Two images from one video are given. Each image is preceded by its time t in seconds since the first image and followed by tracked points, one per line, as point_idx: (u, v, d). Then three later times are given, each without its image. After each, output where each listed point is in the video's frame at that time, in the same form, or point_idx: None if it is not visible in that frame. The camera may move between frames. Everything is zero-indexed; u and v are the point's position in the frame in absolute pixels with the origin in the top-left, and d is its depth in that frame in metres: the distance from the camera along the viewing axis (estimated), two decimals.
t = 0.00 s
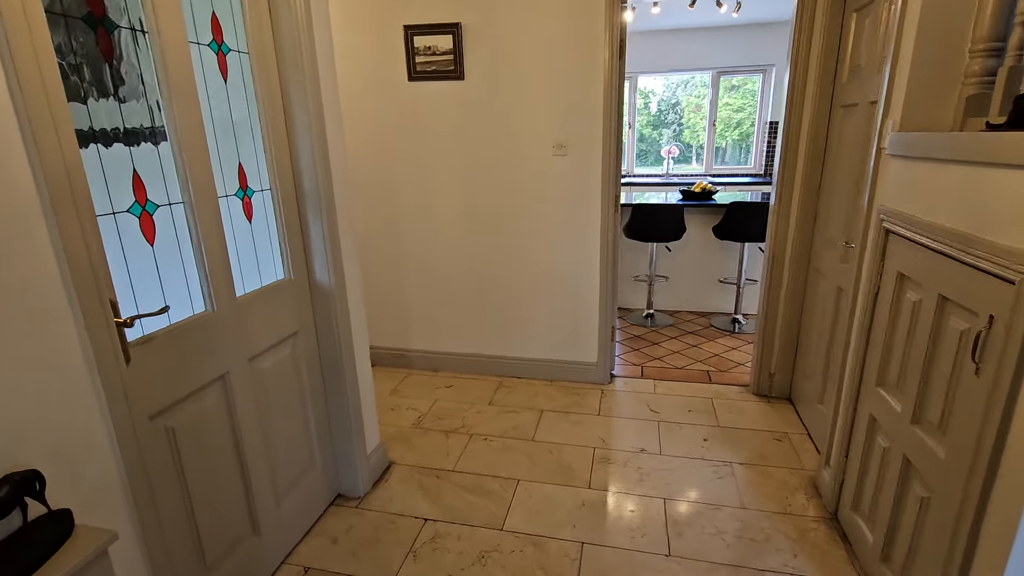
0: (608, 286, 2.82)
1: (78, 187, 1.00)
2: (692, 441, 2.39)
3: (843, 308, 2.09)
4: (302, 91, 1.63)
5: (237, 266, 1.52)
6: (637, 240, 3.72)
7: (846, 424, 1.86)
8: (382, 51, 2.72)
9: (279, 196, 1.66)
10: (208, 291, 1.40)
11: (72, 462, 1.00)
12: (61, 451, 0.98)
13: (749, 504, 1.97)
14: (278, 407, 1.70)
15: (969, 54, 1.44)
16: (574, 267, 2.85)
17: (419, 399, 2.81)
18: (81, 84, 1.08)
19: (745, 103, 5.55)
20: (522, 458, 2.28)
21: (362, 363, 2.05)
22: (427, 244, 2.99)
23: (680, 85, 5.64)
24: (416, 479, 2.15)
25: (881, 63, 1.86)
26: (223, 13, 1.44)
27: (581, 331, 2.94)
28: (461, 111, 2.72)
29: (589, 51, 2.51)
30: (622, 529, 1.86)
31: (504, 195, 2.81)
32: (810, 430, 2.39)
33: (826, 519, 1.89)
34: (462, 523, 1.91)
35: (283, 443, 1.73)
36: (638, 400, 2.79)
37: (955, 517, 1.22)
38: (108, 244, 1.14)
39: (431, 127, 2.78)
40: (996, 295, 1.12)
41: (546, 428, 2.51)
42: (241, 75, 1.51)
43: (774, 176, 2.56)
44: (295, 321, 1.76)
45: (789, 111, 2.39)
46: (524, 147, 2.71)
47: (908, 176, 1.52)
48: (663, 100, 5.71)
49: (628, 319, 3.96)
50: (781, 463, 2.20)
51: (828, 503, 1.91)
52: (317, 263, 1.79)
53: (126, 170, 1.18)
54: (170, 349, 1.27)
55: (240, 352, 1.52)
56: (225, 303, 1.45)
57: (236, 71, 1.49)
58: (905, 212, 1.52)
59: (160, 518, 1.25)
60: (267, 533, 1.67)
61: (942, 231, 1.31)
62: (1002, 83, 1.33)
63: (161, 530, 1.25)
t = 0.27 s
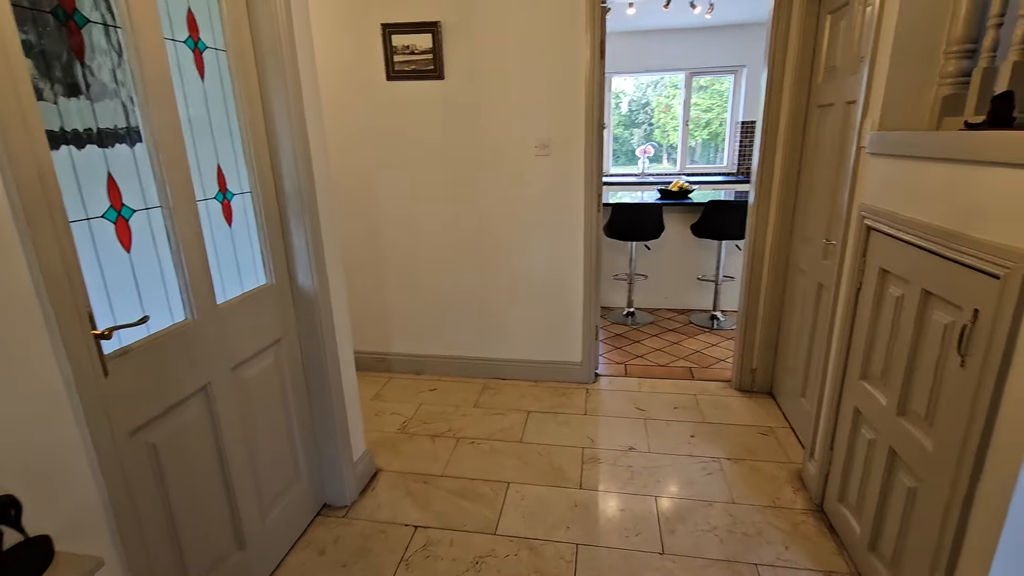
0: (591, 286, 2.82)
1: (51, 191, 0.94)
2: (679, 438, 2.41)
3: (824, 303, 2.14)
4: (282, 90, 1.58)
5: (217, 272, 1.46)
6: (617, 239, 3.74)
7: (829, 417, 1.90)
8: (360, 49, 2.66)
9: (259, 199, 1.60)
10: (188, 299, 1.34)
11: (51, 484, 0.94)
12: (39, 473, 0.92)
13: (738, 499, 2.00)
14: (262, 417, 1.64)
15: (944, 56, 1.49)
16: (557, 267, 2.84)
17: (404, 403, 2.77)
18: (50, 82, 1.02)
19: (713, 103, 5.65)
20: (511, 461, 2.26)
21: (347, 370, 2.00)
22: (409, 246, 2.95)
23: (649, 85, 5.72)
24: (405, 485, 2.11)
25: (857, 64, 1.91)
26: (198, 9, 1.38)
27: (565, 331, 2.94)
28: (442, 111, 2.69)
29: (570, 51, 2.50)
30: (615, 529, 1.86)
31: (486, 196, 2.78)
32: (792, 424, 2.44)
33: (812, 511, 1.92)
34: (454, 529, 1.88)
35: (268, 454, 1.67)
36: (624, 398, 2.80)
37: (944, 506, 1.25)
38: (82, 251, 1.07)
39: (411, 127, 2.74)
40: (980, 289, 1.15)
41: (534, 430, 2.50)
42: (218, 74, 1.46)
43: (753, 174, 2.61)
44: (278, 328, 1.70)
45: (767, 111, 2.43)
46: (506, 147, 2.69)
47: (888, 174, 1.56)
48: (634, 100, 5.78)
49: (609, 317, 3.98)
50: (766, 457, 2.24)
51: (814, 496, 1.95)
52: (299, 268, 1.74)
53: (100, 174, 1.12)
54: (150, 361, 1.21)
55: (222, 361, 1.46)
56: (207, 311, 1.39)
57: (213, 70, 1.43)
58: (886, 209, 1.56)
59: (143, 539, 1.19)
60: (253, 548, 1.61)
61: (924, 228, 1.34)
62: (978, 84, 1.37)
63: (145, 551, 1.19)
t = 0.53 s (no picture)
0: (577, 286, 2.85)
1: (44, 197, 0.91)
2: (667, 434, 2.45)
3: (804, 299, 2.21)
4: (270, 92, 1.56)
5: (207, 278, 1.42)
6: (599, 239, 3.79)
7: (812, 409, 1.96)
8: (341, 50, 2.64)
9: (248, 203, 1.57)
10: (179, 306, 1.31)
11: (47, 500, 0.91)
12: (35, 488, 0.89)
13: (727, 491, 2.04)
14: (254, 425, 1.61)
15: (916, 61, 1.57)
16: (543, 268, 2.86)
17: (391, 407, 2.74)
18: (37, 85, 0.98)
19: (683, 104, 5.76)
20: (503, 461, 2.27)
21: (337, 375, 1.97)
22: (393, 249, 2.93)
23: (620, 86, 5.81)
24: (397, 490, 2.10)
25: (832, 68, 1.98)
26: (185, 9, 1.35)
27: (551, 331, 2.96)
28: (425, 112, 2.68)
29: (553, 53, 2.53)
30: (609, 525, 1.88)
31: (471, 198, 2.79)
32: (774, 416, 2.51)
33: (798, 500, 1.98)
34: (450, 531, 1.88)
35: (260, 462, 1.64)
36: (611, 396, 2.84)
37: (927, 490, 1.31)
38: (73, 259, 1.04)
39: (394, 129, 2.72)
40: (958, 283, 1.20)
41: (524, 430, 2.51)
42: (205, 76, 1.43)
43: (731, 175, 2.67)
44: (268, 334, 1.67)
45: (745, 113, 2.49)
46: (490, 149, 2.70)
47: (866, 174, 1.62)
48: (606, 101, 5.87)
49: (592, 317, 4.03)
50: (752, 450, 2.30)
51: (799, 485, 2.01)
52: (289, 273, 1.71)
53: (89, 179, 1.09)
54: (143, 370, 1.18)
55: (214, 369, 1.43)
56: (198, 318, 1.36)
57: (200, 71, 1.40)
58: (865, 207, 1.62)
59: (140, 553, 1.16)
60: (248, 559, 1.58)
61: (903, 224, 1.40)
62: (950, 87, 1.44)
63: (142, 566, 1.16)
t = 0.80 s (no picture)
0: (564, 287, 2.90)
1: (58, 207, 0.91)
2: (655, 430, 2.52)
3: (784, 296, 2.30)
4: (267, 100, 1.57)
5: (208, 285, 1.43)
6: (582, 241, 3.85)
7: (794, 402, 2.04)
8: (328, 56, 2.65)
9: (245, 210, 1.58)
10: (182, 314, 1.31)
11: (66, 509, 0.91)
12: (56, 497, 0.89)
13: (715, 483, 2.12)
14: (254, 432, 1.61)
15: (886, 70, 1.66)
16: (530, 270, 2.90)
17: (383, 411, 2.75)
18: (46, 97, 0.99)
19: (657, 107, 5.88)
20: (497, 461, 2.30)
21: (333, 379, 1.99)
22: (382, 253, 2.94)
23: (595, 90, 5.91)
24: (394, 492, 2.12)
25: (807, 76, 2.07)
26: (183, 18, 1.36)
27: (539, 332, 3.00)
28: (412, 118, 2.70)
29: (538, 60, 2.58)
30: (604, 520, 1.94)
31: (460, 202, 2.82)
32: (757, 410, 2.60)
33: (783, 489, 2.07)
34: (449, 531, 1.91)
35: (261, 468, 1.65)
36: (599, 395, 2.90)
37: (905, 474, 1.39)
38: (81, 269, 1.04)
39: (381, 135, 2.74)
40: (930, 281, 1.29)
41: (516, 430, 2.55)
42: (203, 84, 1.43)
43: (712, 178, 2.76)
44: (267, 340, 1.68)
45: (724, 119, 2.58)
46: (476, 154, 2.74)
47: (842, 178, 1.71)
48: (580, 104, 5.95)
49: (577, 317, 4.09)
50: (737, 443, 2.38)
51: (783, 476, 2.09)
52: (286, 279, 1.72)
53: (95, 188, 1.09)
54: (150, 378, 1.19)
55: (215, 376, 1.43)
56: (200, 325, 1.37)
57: (199, 80, 1.41)
58: (841, 209, 1.71)
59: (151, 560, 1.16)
60: (250, 565, 1.58)
61: (878, 225, 1.48)
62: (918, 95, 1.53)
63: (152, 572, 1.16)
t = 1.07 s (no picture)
0: (550, 289, 2.95)
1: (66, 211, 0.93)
2: (641, 427, 2.58)
3: (763, 294, 2.39)
4: (260, 107, 1.59)
5: (204, 290, 1.44)
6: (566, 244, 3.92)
7: (775, 396, 2.12)
8: (313, 62, 2.66)
9: (239, 216, 1.59)
10: (180, 319, 1.32)
11: (75, 511, 0.92)
12: (65, 499, 0.90)
13: (700, 476, 2.19)
14: (249, 436, 1.62)
15: (855, 79, 1.75)
16: (516, 273, 2.95)
17: (372, 415, 2.76)
18: (48, 105, 1.00)
19: (634, 112, 6.00)
20: (488, 461, 2.34)
21: (325, 383, 2.00)
22: (369, 257, 2.95)
23: (572, 94, 6.00)
24: (386, 494, 2.13)
25: (781, 83, 2.16)
26: (178, 26, 1.38)
27: (526, 333, 3.05)
28: (398, 123, 2.73)
29: (522, 66, 2.63)
30: (595, 515, 1.99)
31: (446, 206, 2.85)
32: (738, 405, 2.69)
33: (765, 480, 2.15)
34: (443, 530, 1.93)
35: (256, 472, 1.65)
36: (585, 394, 2.95)
37: (880, 460, 1.47)
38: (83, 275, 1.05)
39: (367, 140, 2.76)
40: (900, 277, 1.37)
41: (505, 430, 2.58)
42: (197, 90, 1.45)
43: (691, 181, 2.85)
44: (260, 345, 1.69)
45: (703, 124, 2.66)
46: (462, 159, 2.78)
47: (816, 180, 1.79)
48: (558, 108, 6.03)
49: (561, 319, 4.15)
50: (720, 438, 2.45)
51: (765, 467, 2.17)
52: (279, 283, 1.73)
53: (95, 195, 1.10)
54: (150, 382, 1.19)
55: (212, 380, 1.44)
56: (197, 329, 1.37)
57: (193, 86, 1.43)
58: (816, 210, 1.79)
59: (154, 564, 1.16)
60: (247, 569, 1.58)
61: (850, 225, 1.57)
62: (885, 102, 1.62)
63: None
